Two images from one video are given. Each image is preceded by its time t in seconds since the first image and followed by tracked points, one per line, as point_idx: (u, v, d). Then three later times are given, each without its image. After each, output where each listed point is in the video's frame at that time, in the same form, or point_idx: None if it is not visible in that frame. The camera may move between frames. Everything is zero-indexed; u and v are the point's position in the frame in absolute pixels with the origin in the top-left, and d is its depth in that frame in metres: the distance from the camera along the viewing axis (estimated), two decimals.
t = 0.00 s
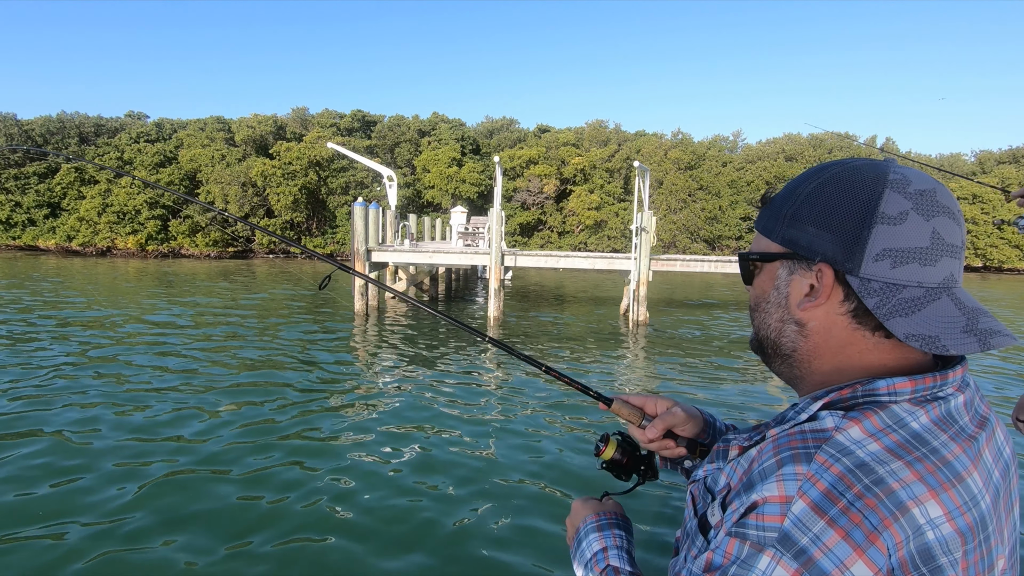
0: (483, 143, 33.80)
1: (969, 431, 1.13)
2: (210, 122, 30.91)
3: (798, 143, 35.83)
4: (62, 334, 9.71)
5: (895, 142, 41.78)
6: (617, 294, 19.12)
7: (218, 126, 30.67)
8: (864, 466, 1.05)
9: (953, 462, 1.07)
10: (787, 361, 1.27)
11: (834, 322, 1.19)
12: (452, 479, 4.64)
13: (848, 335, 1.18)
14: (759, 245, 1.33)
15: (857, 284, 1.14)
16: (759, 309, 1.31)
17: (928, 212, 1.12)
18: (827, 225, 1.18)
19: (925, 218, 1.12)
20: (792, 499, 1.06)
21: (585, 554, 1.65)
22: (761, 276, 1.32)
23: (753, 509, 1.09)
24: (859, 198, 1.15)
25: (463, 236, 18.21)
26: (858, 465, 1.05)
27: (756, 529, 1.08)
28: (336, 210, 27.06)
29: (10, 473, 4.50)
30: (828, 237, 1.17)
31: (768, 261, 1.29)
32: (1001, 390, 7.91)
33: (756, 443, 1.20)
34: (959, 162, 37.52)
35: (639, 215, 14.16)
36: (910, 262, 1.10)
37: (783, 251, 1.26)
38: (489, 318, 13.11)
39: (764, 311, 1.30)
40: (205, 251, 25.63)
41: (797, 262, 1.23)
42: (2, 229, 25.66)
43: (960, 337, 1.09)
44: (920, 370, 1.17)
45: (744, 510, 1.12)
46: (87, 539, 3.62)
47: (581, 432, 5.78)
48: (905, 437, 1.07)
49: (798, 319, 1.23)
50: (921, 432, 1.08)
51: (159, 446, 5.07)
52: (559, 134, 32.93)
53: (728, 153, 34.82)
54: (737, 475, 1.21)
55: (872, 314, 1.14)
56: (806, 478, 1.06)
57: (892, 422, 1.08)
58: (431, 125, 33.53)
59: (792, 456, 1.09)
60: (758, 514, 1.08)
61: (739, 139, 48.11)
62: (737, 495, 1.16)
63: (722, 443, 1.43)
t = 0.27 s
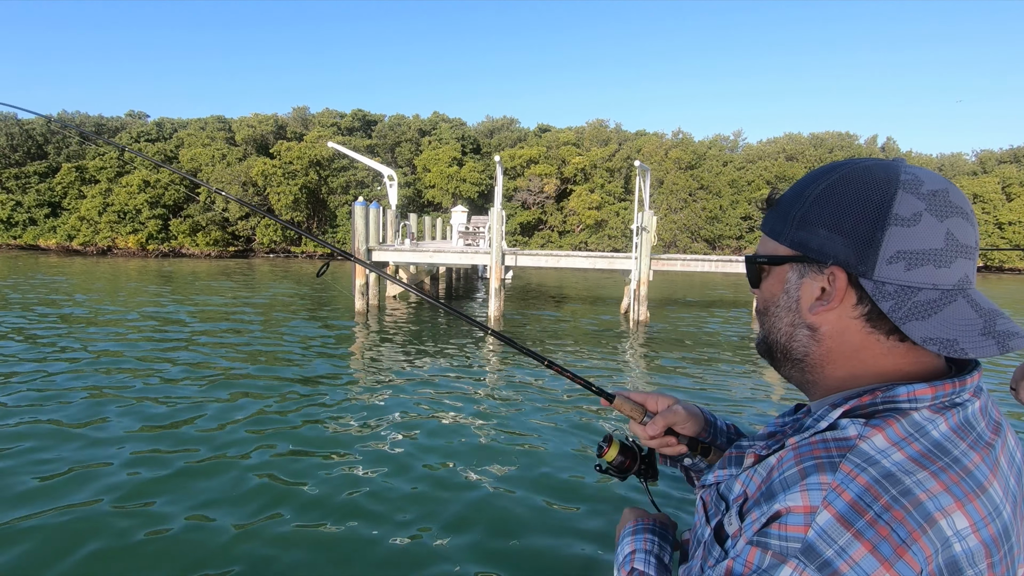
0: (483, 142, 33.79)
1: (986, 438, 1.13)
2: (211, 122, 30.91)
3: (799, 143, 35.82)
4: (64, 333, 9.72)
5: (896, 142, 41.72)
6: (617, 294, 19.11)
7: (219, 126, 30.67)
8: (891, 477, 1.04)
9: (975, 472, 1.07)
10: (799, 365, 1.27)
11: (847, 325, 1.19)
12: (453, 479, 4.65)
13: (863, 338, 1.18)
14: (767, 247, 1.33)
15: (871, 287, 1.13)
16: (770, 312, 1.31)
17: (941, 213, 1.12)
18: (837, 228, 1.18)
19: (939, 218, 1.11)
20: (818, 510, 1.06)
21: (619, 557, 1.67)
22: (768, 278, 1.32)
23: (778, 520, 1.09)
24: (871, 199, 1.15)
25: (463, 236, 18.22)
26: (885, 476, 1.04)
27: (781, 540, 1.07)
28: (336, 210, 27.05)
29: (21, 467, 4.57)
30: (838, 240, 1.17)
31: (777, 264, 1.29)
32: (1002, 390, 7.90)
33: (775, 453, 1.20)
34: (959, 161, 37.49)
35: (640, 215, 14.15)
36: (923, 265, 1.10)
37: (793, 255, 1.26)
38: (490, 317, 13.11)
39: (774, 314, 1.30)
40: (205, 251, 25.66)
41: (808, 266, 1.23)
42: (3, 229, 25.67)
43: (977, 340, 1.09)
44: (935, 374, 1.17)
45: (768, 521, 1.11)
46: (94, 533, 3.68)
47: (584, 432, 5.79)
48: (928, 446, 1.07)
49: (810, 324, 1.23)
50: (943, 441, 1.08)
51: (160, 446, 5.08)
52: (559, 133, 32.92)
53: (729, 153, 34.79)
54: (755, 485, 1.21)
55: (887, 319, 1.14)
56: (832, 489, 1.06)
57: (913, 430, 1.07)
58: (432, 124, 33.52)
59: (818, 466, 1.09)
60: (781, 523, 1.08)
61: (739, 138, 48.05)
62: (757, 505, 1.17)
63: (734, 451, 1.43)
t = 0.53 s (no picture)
0: (484, 142, 33.79)
1: (993, 436, 1.13)
2: (211, 121, 30.96)
3: (800, 142, 35.80)
4: (65, 333, 9.74)
5: (897, 141, 41.66)
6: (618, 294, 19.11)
7: (219, 125, 30.72)
8: (901, 478, 1.04)
9: (985, 472, 1.07)
10: (803, 365, 1.27)
11: (850, 326, 1.19)
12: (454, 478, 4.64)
13: (866, 339, 1.18)
14: (770, 248, 1.33)
15: (874, 287, 1.13)
16: (773, 312, 1.31)
17: (946, 212, 1.11)
18: (840, 227, 1.17)
19: (942, 218, 1.11)
20: (829, 513, 1.05)
21: (590, 565, 1.65)
22: (772, 278, 1.31)
23: (788, 525, 1.08)
24: (874, 199, 1.14)
25: (464, 235, 18.23)
26: (895, 478, 1.04)
27: (792, 546, 1.06)
28: (336, 209, 27.07)
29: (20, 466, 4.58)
30: (842, 239, 1.17)
31: (781, 264, 1.28)
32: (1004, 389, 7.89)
33: (781, 455, 1.19)
34: (960, 161, 37.47)
35: (641, 214, 14.16)
36: (927, 265, 1.10)
37: (796, 255, 1.26)
38: (490, 317, 13.12)
39: (777, 314, 1.30)
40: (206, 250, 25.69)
41: (810, 265, 1.23)
42: (4, 228, 25.73)
43: (982, 340, 1.08)
44: (938, 373, 1.17)
45: (776, 527, 1.10)
46: (98, 529, 3.73)
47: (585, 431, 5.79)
48: (936, 445, 1.07)
49: (813, 324, 1.23)
50: (951, 440, 1.08)
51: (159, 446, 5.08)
52: (560, 133, 32.93)
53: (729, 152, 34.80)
54: (762, 489, 1.20)
55: (891, 319, 1.14)
56: (842, 492, 1.05)
57: (921, 431, 1.07)
58: (432, 124, 33.54)
59: (826, 469, 1.08)
60: (792, 529, 1.07)
61: (739, 138, 48.05)
62: (764, 508, 1.16)
63: (738, 454, 1.43)
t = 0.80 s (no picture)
0: (485, 142, 33.80)
1: (980, 433, 1.15)
2: (213, 121, 31.02)
3: (801, 142, 35.78)
4: (67, 331, 9.78)
5: (899, 142, 41.60)
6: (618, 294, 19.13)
7: (221, 126, 30.77)
8: (886, 473, 1.06)
9: (971, 467, 1.09)
10: (795, 363, 1.30)
11: (842, 323, 1.21)
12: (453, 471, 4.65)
13: (856, 337, 1.20)
14: (764, 246, 1.35)
15: (864, 285, 1.15)
16: (766, 310, 1.33)
17: (933, 212, 1.13)
18: (831, 226, 1.20)
19: (932, 217, 1.13)
20: (817, 509, 1.07)
21: None
22: (765, 278, 1.34)
23: (777, 521, 1.11)
24: (865, 198, 1.16)
25: (465, 235, 18.25)
26: (880, 472, 1.06)
27: (781, 543, 1.09)
28: (337, 209, 27.07)
29: (22, 459, 4.62)
30: (833, 238, 1.19)
31: (774, 263, 1.31)
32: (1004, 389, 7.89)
33: (772, 452, 1.21)
34: (962, 161, 37.42)
35: (641, 215, 14.17)
36: (916, 263, 1.12)
37: (788, 254, 1.28)
38: (491, 316, 13.14)
39: (770, 313, 1.32)
40: (207, 250, 25.72)
41: (803, 264, 1.25)
42: (5, 228, 25.79)
43: (970, 337, 1.10)
44: (928, 370, 1.19)
45: (767, 524, 1.13)
46: (98, 519, 3.75)
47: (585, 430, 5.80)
48: (922, 441, 1.09)
49: (804, 322, 1.25)
50: (935, 436, 1.10)
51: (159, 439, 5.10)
52: (561, 133, 32.93)
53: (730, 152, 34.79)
54: (752, 486, 1.23)
55: (881, 316, 1.15)
56: (830, 487, 1.07)
57: (907, 426, 1.09)
58: (433, 124, 33.57)
59: (814, 465, 1.10)
60: (782, 525, 1.10)
61: (740, 138, 47.99)
62: (755, 505, 1.18)
63: (731, 451, 1.46)
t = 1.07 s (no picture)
0: (485, 142, 33.82)
1: (980, 430, 1.16)
2: (213, 123, 31.06)
3: (801, 143, 35.78)
4: (68, 334, 9.78)
5: (899, 142, 41.63)
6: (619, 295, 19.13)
7: (221, 127, 30.80)
8: (899, 473, 1.06)
9: (977, 465, 1.10)
10: (793, 363, 1.29)
11: (837, 322, 1.21)
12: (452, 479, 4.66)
13: (854, 334, 1.20)
14: (754, 247, 1.35)
15: (858, 283, 1.16)
16: (761, 311, 1.33)
17: (923, 208, 1.14)
18: (822, 226, 1.20)
19: (920, 213, 1.14)
20: (831, 510, 1.06)
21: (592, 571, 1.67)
22: (757, 279, 1.34)
23: (790, 523, 1.09)
24: (854, 197, 1.17)
25: (465, 236, 18.26)
26: (893, 472, 1.06)
27: (795, 545, 1.08)
28: (338, 210, 27.08)
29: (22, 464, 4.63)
30: (825, 238, 1.19)
31: (765, 264, 1.31)
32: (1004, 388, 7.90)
33: (779, 451, 1.20)
34: (961, 161, 37.45)
35: (642, 215, 14.18)
36: (908, 259, 1.12)
37: (780, 254, 1.28)
38: (491, 317, 13.14)
39: (764, 314, 1.32)
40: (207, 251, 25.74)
41: (795, 264, 1.25)
42: (6, 229, 25.80)
43: (964, 330, 1.11)
44: (923, 368, 1.20)
45: (778, 525, 1.12)
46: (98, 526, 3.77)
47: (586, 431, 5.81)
48: (931, 439, 1.09)
49: (800, 322, 1.25)
50: (943, 434, 1.10)
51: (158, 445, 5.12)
52: (561, 133, 32.95)
53: (730, 153, 34.81)
54: (760, 484, 1.22)
55: (876, 313, 1.16)
56: (844, 488, 1.07)
57: (916, 425, 1.09)
58: (433, 125, 33.60)
59: (827, 466, 1.10)
60: (797, 529, 1.08)
61: (740, 138, 48.03)
62: (764, 505, 1.17)
63: (731, 450, 1.45)
